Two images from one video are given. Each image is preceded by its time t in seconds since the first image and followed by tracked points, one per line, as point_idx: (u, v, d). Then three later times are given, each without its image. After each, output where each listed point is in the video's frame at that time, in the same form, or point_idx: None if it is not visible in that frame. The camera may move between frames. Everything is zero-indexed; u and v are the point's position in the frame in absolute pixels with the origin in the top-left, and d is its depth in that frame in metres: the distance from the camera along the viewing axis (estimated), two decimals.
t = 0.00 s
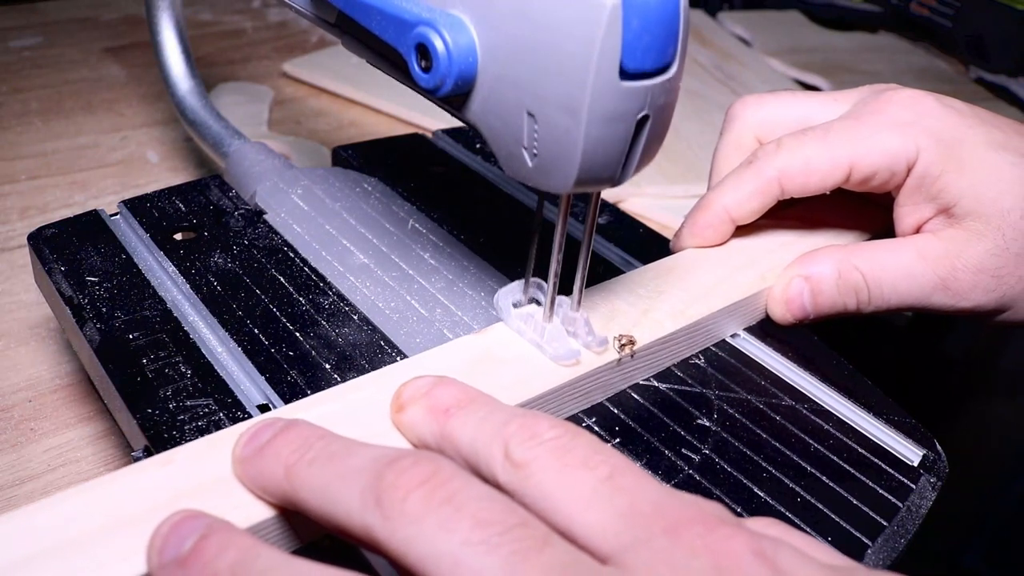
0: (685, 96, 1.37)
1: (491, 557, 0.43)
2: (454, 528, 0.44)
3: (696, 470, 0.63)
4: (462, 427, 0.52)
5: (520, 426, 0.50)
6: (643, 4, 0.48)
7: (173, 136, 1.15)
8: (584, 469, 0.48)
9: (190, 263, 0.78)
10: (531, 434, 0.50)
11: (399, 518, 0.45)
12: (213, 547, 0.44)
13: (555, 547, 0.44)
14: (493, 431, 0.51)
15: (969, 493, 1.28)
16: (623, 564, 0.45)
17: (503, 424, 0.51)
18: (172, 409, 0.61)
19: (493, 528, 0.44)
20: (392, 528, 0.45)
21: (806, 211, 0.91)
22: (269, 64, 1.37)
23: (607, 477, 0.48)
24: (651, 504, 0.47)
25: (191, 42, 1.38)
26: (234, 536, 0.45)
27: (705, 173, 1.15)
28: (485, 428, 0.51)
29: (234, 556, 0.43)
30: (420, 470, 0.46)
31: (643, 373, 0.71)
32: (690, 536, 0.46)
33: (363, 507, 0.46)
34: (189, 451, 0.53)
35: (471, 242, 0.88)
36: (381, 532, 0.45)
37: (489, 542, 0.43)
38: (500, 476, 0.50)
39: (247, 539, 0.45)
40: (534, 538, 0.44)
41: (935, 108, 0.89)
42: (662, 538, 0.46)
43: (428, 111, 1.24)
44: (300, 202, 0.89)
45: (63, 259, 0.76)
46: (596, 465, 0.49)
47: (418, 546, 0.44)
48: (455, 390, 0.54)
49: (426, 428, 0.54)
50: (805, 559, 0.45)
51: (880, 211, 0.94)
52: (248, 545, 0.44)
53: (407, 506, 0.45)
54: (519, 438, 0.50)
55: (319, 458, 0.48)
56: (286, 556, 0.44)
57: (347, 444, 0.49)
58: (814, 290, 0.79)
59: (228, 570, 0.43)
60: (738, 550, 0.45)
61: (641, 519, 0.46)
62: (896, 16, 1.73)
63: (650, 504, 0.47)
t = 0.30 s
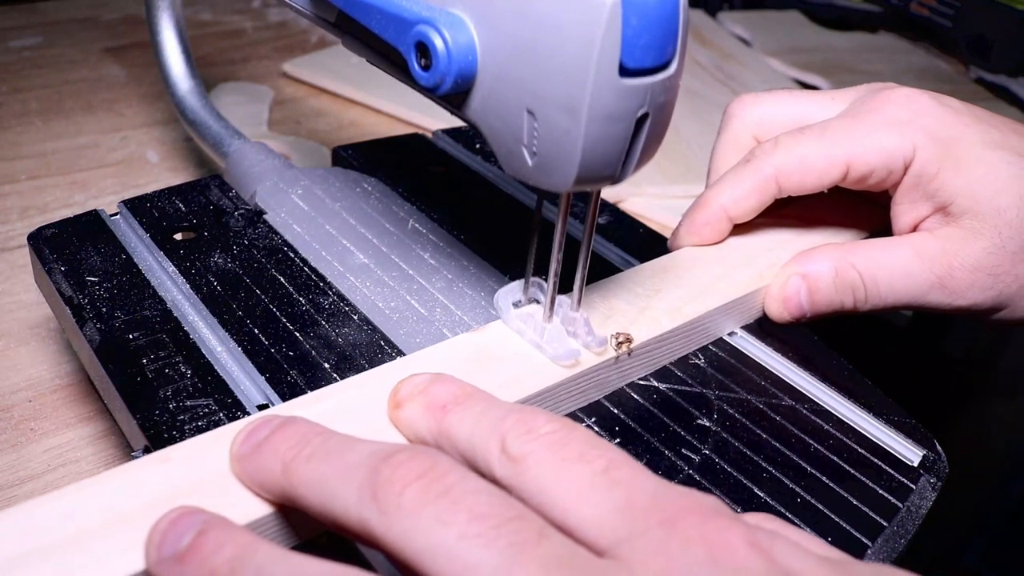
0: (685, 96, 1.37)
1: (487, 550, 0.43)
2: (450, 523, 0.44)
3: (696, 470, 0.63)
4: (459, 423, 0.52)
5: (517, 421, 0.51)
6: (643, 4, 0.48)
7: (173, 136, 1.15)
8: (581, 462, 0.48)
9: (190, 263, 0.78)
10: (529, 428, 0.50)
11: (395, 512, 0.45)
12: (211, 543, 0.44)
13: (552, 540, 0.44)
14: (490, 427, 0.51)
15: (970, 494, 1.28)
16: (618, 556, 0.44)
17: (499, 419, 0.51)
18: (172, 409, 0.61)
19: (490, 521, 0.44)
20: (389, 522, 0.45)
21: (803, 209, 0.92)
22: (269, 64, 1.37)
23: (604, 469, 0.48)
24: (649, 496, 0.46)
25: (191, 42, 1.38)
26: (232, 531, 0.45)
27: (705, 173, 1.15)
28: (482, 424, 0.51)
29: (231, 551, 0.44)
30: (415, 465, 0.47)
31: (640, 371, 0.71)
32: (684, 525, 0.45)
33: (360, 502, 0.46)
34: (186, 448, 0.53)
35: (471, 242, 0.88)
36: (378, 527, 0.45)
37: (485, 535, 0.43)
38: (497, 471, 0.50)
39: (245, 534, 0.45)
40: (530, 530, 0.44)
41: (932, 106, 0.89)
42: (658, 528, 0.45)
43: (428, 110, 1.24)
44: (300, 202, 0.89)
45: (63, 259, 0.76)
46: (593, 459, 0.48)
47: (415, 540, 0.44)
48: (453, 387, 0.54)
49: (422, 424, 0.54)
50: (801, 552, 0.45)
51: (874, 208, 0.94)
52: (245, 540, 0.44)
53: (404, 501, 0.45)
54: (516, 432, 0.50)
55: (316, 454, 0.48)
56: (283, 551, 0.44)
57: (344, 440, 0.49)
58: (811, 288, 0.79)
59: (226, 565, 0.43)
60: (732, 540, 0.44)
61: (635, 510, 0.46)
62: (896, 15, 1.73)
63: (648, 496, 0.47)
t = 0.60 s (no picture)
0: (685, 96, 1.37)
1: (484, 544, 0.43)
2: (446, 518, 0.44)
3: (696, 470, 0.63)
4: (456, 420, 0.52)
5: (514, 417, 0.51)
6: (643, 4, 0.48)
7: (173, 136, 1.15)
8: (578, 458, 0.48)
9: (190, 263, 0.78)
10: (527, 424, 0.50)
11: (392, 507, 0.45)
12: (210, 539, 0.45)
13: (548, 535, 0.44)
14: (487, 424, 0.51)
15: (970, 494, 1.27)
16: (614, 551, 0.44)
17: (497, 415, 0.51)
18: (172, 409, 0.61)
19: (486, 516, 0.44)
20: (386, 517, 0.45)
21: (800, 208, 0.92)
22: (269, 64, 1.37)
23: (600, 464, 0.48)
24: (645, 491, 0.46)
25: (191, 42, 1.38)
26: (230, 527, 0.46)
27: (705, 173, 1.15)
28: (480, 420, 0.52)
29: (229, 547, 0.44)
30: (412, 461, 0.47)
31: (637, 369, 0.71)
32: (682, 520, 0.45)
33: (358, 498, 0.46)
34: (184, 445, 0.53)
35: (471, 242, 0.88)
36: (376, 522, 0.45)
37: (481, 530, 0.43)
38: (495, 467, 0.50)
39: (243, 529, 0.46)
40: (527, 525, 0.44)
41: (929, 104, 0.89)
42: (655, 523, 0.45)
43: (428, 111, 1.24)
44: (300, 202, 0.89)
45: (63, 259, 0.76)
46: (590, 454, 0.48)
47: (412, 536, 0.44)
48: (450, 384, 0.55)
49: (420, 420, 0.54)
50: (797, 546, 0.45)
51: (870, 206, 0.94)
52: (244, 536, 0.45)
53: (401, 496, 0.45)
54: (513, 429, 0.50)
55: (314, 451, 0.48)
56: (281, 547, 0.44)
57: (341, 436, 0.49)
58: (807, 286, 0.79)
59: (224, 561, 0.44)
60: (729, 534, 0.44)
61: (632, 505, 0.46)
62: (897, 16, 1.73)
63: (644, 491, 0.47)
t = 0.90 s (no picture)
0: (685, 96, 1.37)
1: (482, 540, 0.43)
2: (445, 514, 0.44)
3: (696, 470, 0.63)
4: (454, 418, 0.52)
5: (512, 415, 0.51)
6: (643, 3, 0.48)
7: (173, 136, 1.15)
8: (575, 456, 0.48)
9: (190, 263, 0.78)
10: (524, 422, 0.50)
11: (391, 503, 0.45)
12: (209, 536, 0.45)
13: (546, 531, 0.44)
14: (485, 421, 0.51)
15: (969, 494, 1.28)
16: (612, 547, 0.44)
17: (495, 413, 0.51)
18: (172, 409, 0.61)
19: (484, 512, 0.44)
20: (385, 513, 0.45)
21: (796, 206, 0.92)
22: (269, 64, 1.37)
23: (598, 462, 0.48)
24: (641, 488, 0.47)
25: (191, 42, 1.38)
26: (230, 525, 0.45)
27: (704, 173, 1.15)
28: (478, 417, 0.51)
29: (228, 544, 0.44)
30: (411, 457, 0.47)
31: (634, 365, 0.71)
32: (678, 517, 0.45)
33: (357, 495, 0.46)
34: (183, 442, 0.53)
35: (471, 243, 0.88)
36: (375, 518, 0.45)
37: (479, 526, 0.43)
38: (493, 465, 0.50)
39: (242, 527, 0.45)
40: (524, 520, 0.44)
41: (923, 103, 0.89)
42: (651, 520, 0.45)
43: (428, 111, 1.24)
44: (300, 202, 0.89)
45: (63, 259, 0.76)
46: (588, 452, 0.49)
47: (411, 532, 0.44)
48: (448, 381, 0.55)
49: (417, 417, 0.54)
50: (792, 541, 0.45)
51: (868, 203, 0.94)
52: (243, 533, 0.45)
53: (400, 492, 0.45)
54: (511, 427, 0.50)
55: (312, 449, 0.48)
56: (280, 544, 0.44)
57: (339, 434, 0.49)
58: (803, 284, 0.79)
59: (224, 557, 0.44)
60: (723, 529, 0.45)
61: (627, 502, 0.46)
62: (897, 15, 1.73)
63: (641, 489, 0.47)
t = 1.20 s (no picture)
0: (685, 96, 1.37)
1: (479, 532, 0.43)
2: (441, 507, 0.44)
3: (696, 470, 0.63)
4: (452, 413, 0.53)
5: (509, 410, 0.51)
6: (643, 4, 0.48)
7: (173, 136, 1.15)
8: (572, 450, 0.49)
9: (190, 263, 0.78)
10: (521, 417, 0.51)
11: (388, 496, 0.45)
12: (206, 530, 0.45)
13: (542, 523, 0.44)
14: (483, 414, 0.52)
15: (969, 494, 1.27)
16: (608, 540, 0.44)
17: (492, 410, 0.52)
18: (172, 409, 0.61)
19: (481, 504, 0.44)
20: (381, 506, 0.45)
21: (790, 204, 0.92)
22: (269, 64, 1.37)
23: (595, 456, 0.48)
24: (636, 481, 0.47)
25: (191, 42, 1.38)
26: (226, 520, 0.46)
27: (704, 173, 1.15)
28: (475, 412, 0.52)
29: (226, 539, 0.44)
30: (407, 451, 0.47)
31: (631, 362, 0.71)
32: (674, 510, 0.45)
33: (355, 489, 0.46)
34: (181, 438, 0.53)
35: (471, 243, 0.88)
36: (371, 511, 0.45)
37: (475, 519, 0.43)
38: (489, 459, 0.51)
39: (238, 521, 0.46)
40: (521, 513, 0.44)
41: (918, 99, 0.90)
42: (646, 512, 0.45)
43: (428, 111, 1.24)
44: (300, 202, 0.89)
45: (63, 258, 0.76)
46: (584, 446, 0.49)
47: (407, 525, 0.44)
48: (445, 377, 0.55)
49: (415, 414, 0.54)
50: (787, 534, 0.45)
51: (864, 201, 0.94)
52: (240, 528, 0.45)
53: (397, 486, 0.45)
54: (508, 422, 0.51)
55: (309, 443, 0.48)
56: (277, 539, 0.45)
57: (336, 428, 0.49)
58: (799, 281, 0.79)
59: (221, 552, 0.44)
60: (718, 522, 0.45)
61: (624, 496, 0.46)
62: (897, 15, 1.73)
63: (637, 482, 0.47)
